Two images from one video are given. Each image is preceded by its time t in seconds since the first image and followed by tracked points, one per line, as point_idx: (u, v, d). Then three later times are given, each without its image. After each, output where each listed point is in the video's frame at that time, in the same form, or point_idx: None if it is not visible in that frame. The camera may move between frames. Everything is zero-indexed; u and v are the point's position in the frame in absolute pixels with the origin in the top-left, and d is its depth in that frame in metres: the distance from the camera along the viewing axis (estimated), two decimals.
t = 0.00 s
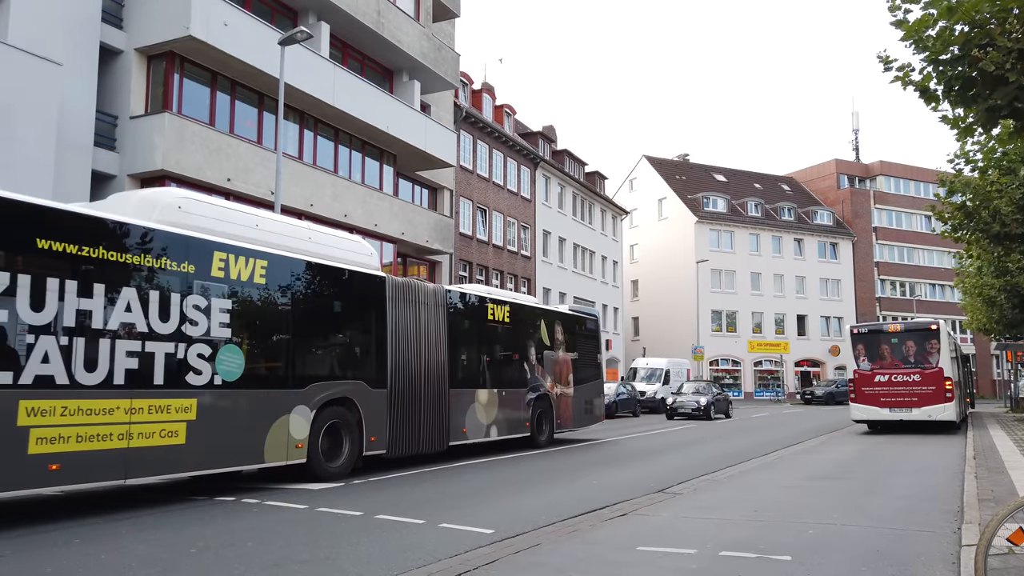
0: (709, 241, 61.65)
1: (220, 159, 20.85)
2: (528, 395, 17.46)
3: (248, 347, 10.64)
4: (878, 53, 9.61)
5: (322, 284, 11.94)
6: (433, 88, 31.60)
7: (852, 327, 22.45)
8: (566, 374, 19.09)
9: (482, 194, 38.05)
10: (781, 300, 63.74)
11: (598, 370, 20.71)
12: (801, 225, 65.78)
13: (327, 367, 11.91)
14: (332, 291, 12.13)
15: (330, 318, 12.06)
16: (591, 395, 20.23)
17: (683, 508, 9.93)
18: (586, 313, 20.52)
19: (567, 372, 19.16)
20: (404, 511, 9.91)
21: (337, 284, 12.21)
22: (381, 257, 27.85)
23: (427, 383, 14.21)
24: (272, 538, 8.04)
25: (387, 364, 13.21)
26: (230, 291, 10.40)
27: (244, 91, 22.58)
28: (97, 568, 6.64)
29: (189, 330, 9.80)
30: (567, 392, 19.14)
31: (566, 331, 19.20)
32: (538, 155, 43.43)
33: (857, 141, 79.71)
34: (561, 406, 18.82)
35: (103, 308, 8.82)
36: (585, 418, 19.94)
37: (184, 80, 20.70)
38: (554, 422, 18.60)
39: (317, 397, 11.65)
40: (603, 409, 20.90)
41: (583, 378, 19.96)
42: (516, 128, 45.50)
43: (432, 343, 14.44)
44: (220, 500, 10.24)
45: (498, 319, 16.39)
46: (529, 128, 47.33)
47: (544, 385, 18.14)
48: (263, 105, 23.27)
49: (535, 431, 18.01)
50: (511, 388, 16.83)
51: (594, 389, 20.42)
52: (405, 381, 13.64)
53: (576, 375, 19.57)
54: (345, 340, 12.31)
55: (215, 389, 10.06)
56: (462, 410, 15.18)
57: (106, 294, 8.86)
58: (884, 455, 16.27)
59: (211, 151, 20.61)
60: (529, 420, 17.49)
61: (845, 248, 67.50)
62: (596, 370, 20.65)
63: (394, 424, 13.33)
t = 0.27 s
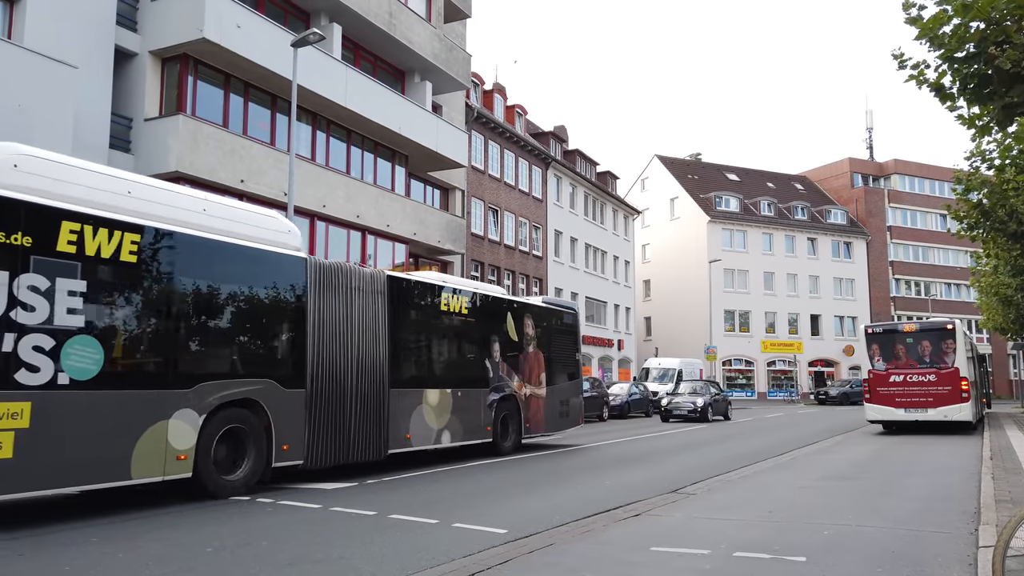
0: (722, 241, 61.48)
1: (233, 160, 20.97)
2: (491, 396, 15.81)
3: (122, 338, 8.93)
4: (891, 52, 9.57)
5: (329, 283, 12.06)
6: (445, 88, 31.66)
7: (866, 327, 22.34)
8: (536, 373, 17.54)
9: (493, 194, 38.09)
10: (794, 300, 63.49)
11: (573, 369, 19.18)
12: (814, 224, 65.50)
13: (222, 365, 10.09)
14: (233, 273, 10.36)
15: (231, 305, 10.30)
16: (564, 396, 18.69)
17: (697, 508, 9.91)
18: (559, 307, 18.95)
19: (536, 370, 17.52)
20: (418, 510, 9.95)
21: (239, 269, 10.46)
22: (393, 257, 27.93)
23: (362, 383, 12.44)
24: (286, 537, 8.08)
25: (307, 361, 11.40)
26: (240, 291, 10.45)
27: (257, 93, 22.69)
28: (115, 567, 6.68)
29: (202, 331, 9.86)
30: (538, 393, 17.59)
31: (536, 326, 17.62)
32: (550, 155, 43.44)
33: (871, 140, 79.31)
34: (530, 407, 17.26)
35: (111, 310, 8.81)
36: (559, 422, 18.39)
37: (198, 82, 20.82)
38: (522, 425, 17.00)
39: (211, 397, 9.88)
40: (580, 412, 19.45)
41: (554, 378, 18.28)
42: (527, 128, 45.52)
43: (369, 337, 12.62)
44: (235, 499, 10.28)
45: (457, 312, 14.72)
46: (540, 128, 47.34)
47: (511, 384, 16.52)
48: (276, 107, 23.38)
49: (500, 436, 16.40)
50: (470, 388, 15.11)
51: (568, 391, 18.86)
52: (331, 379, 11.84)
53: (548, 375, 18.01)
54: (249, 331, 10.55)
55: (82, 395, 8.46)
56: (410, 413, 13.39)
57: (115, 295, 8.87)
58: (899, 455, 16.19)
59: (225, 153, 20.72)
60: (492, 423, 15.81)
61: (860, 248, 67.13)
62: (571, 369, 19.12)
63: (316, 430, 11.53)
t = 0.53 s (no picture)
0: (742, 240, 61.18)
1: (255, 163, 21.13)
2: (447, 397, 14.26)
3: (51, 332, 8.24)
4: (913, 50, 9.50)
5: (356, 284, 12.18)
6: (463, 90, 31.72)
7: (889, 327, 22.15)
8: (504, 372, 15.96)
9: (511, 195, 38.12)
10: (816, 299, 63.03)
11: (550, 369, 17.57)
12: (835, 223, 65.00)
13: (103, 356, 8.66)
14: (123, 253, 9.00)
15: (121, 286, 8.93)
16: (538, 399, 17.11)
17: (718, 510, 9.87)
18: (535, 300, 17.29)
19: (505, 370, 15.98)
20: (439, 510, 9.99)
21: (130, 239, 9.09)
22: (412, 258, 28.02)
23: (278, 384, 10.78)
24: (309, 537, 8.13)
25: (212, 356, 9.89)
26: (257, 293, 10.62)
27: (278, 96, 22.85)
28: (141, 566, 6.75)
29: (218, 333, 10.01)
30: (506, 394, 16.01)
31: (504, 320, 16.03)
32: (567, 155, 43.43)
33: (893, 137, 78.62)
34: (495, 411, 15.71)
35: (125, 314, 8.96)
36: (532, 426, 16.84)
37: (219, 86, 21.00)
38: (484, 430, 15.46)
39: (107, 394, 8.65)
40: (558, 416, 17.91)
41: (527, 379, 16.75)
42: (545, 128, 45.54)
43: (284, 330, 10.91)
44: (258, 499, 10.35)
45: (406, 303, 13.19)
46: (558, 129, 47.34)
47: (471, 384, 14.98)
48: (296, 110, 23.52)
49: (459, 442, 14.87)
50: (422, 388, 13.58)
51: (543, 393, 17.27)
52: (245, 377, 10.33)
53: (519, 375, 16.42)
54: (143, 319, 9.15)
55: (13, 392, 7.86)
56: (345, 416, 11.87)
57: (131, 299, 9.05)
58: (924, 456, 16.03)
59: (246, 156, 20.88)
60: (447, 429, 14.27)
61: (882, 246, 66.53)
62: (547, 369, 17.52)
63: (226, 438, 10.03)
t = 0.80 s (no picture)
0: (774, 239, 60.60)
1: (287, 166, 21.34)
2: (398, 400, 12.28)
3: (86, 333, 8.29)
4: (952, 45, 9.27)
5: (386, 287, 12.13)
6: (492, 91, 31.78)
7: (927, 327, 21.78)
8: (471, 373, 13.93)
9: (541, 196, 38.11)
10: (851, 299, 62.22)
11: (528, 369, 15.54)
12: (871, 221, 64.13)
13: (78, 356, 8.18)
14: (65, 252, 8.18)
15: (53, 284, 8.04)
16: (515, 402, 15.10)
17: (752, 512, 9.78)
18: (512, 292, 15.28)
19: (473, 370, 14.00)
20: (472, 510, 10.03)
21: (121, 231, 8.73)
22: (442, 259, 28.12)
23: (171, 381, 9.02)
24: (343, 537, 8.19)
25: (128, 357, 8.63)
26: (295, 296, 10.58)
27: (309, 100, 23.06)
28: (181, 564, 6.86)
29: (262, 335, 10.06)
30: (474, 397, 13.97)
31: (473, 314, 14.07)
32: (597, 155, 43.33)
33: (930, 133, 77.37)
34: (461, 416, 13.67)
35: (168, 317, 9.05)
36: (508, 435, 14.83)
37: (252, 91, 21.25)
38: (447, 438, 13.42)
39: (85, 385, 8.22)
40: (540, 422, 15.92)
41: (502, 382, 14.76)
42: (574, 128, 45.47)
43: (180, 319, 9.17)
44: (293, 498, 10.45)
45: (393, 297, 12.27)
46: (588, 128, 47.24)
47: (430, 385, 13.00)
48: (327, 113, 23.72)
49: (415, 452, 12.86)
50: (369, 391, 11.75)
51: (521, 396, 15.27)
52: (123, 371, 8.56)
53: (492, 375, 14.49)
54: (72, 317, 8.15)
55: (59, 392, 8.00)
56: (263, 420, 9.98)
57: (173, 303, 9.15)
58: (963, 458, 15.75)
59: (279, 159, 21.10)
60: (398, 437, 12.30)
61: (919, 244, 65.48)
62: (526, 369, 15.52)
63: (120, 448, 8.52)
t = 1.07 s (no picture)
0: (821, 236, 59.65)
1: (332, 170, 21.59)
2: (338, 402, 10.59)
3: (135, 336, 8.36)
4: (1006, 37, 9.12)
5: (419, 286, 12.05)
6: (532, 91, 31.79)
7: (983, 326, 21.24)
8: (433, 372, 12.21)
9: (582, 195, 38.02)
10: (901, 297, 60.96)
11: (507, 367, 13.80)
12: (922, 217, 62.76)
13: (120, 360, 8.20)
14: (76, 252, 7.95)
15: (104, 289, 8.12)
16: (490, 404, 13.35)
17: (801, 515, 9.64)
18: (491, 282, 13.59)
19: (433, 370, 12.23)
20: (517, 512, 10.06)
21: (173, 235, 8.79)
22: (483, 260, 28.21)
23: (26, 381, 7.45)
24: (390, 536, 8.26)
25: (129, 361, 8.25)
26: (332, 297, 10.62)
27: (352, 104, 23.29)
28: (233, 562, 6.97)
29: (297, 336, 10.10)
30: (436, 399, 12.24)
31: (439, 305, 12.43)
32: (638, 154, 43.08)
33: (984, 126, 75.45)
34: (419, 420, 11.93)
35: (213, 317, 9.09)
36: (481, 442, 13.07)
37: (297, 96, 21.54)
38: (402, 445, 11.69)
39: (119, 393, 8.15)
40: (522, 426, 14.14)
41: (473, 383, 13.00)
42: (615, 127, 45.26)
43: (39, 306, 7.60)
44: (340, 498, 10.56)
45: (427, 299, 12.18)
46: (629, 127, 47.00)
47: (381, 385, 11.28)
48: (370, 117, 23.94)
49: (361, 461, 11.14)
50: (295, 392, 10.00)
51: (498, 397, 13.52)
52: None
53: (457, 374, 12.67)
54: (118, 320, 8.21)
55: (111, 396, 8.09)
56: (158, 425, 8.44)
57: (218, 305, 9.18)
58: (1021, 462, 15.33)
59: (323, 163, 21.37)
60: (339, 445, 10.60)
61: (973, 240, 63.87)
62: (504, 366, 13.77)
63: None
